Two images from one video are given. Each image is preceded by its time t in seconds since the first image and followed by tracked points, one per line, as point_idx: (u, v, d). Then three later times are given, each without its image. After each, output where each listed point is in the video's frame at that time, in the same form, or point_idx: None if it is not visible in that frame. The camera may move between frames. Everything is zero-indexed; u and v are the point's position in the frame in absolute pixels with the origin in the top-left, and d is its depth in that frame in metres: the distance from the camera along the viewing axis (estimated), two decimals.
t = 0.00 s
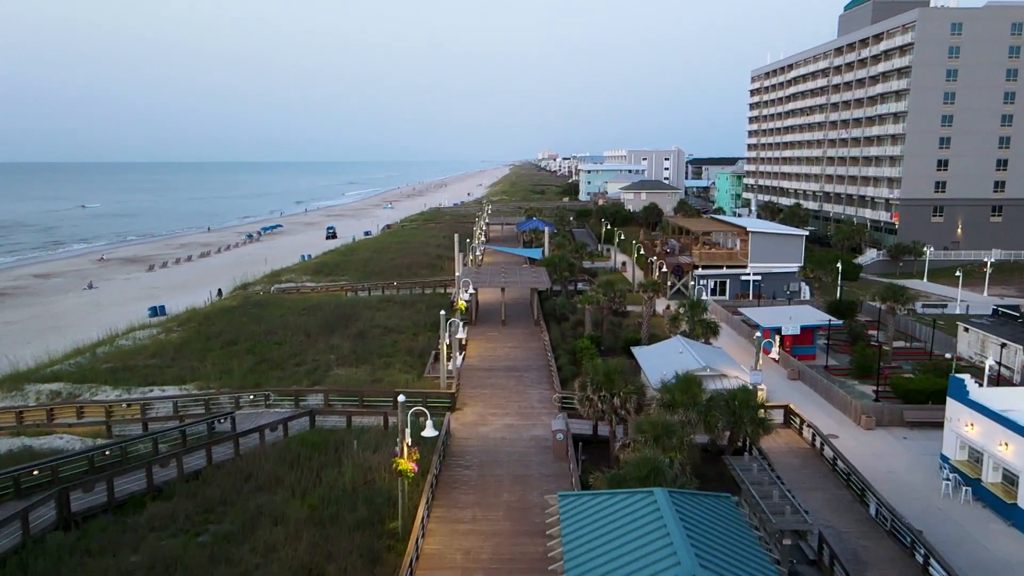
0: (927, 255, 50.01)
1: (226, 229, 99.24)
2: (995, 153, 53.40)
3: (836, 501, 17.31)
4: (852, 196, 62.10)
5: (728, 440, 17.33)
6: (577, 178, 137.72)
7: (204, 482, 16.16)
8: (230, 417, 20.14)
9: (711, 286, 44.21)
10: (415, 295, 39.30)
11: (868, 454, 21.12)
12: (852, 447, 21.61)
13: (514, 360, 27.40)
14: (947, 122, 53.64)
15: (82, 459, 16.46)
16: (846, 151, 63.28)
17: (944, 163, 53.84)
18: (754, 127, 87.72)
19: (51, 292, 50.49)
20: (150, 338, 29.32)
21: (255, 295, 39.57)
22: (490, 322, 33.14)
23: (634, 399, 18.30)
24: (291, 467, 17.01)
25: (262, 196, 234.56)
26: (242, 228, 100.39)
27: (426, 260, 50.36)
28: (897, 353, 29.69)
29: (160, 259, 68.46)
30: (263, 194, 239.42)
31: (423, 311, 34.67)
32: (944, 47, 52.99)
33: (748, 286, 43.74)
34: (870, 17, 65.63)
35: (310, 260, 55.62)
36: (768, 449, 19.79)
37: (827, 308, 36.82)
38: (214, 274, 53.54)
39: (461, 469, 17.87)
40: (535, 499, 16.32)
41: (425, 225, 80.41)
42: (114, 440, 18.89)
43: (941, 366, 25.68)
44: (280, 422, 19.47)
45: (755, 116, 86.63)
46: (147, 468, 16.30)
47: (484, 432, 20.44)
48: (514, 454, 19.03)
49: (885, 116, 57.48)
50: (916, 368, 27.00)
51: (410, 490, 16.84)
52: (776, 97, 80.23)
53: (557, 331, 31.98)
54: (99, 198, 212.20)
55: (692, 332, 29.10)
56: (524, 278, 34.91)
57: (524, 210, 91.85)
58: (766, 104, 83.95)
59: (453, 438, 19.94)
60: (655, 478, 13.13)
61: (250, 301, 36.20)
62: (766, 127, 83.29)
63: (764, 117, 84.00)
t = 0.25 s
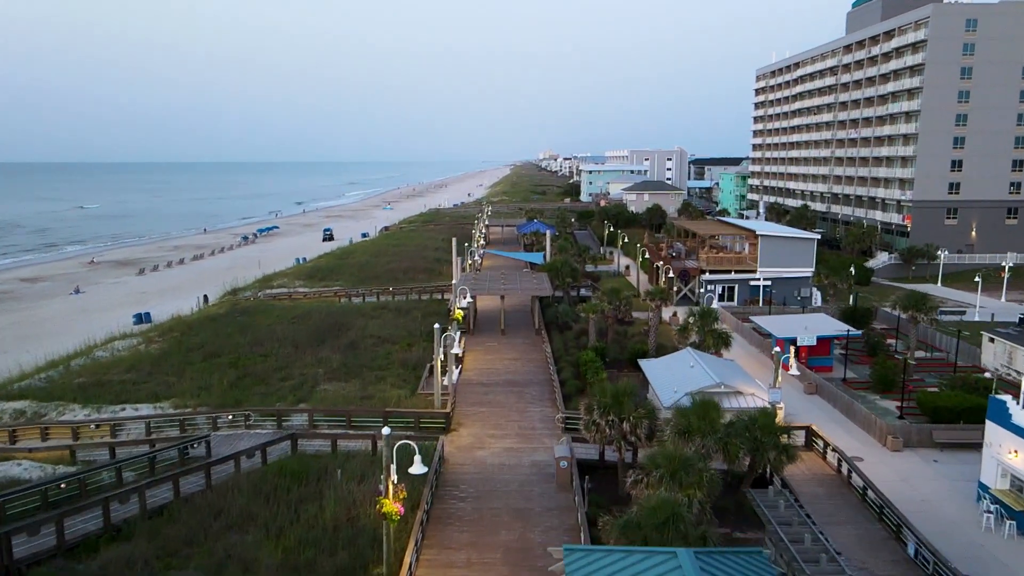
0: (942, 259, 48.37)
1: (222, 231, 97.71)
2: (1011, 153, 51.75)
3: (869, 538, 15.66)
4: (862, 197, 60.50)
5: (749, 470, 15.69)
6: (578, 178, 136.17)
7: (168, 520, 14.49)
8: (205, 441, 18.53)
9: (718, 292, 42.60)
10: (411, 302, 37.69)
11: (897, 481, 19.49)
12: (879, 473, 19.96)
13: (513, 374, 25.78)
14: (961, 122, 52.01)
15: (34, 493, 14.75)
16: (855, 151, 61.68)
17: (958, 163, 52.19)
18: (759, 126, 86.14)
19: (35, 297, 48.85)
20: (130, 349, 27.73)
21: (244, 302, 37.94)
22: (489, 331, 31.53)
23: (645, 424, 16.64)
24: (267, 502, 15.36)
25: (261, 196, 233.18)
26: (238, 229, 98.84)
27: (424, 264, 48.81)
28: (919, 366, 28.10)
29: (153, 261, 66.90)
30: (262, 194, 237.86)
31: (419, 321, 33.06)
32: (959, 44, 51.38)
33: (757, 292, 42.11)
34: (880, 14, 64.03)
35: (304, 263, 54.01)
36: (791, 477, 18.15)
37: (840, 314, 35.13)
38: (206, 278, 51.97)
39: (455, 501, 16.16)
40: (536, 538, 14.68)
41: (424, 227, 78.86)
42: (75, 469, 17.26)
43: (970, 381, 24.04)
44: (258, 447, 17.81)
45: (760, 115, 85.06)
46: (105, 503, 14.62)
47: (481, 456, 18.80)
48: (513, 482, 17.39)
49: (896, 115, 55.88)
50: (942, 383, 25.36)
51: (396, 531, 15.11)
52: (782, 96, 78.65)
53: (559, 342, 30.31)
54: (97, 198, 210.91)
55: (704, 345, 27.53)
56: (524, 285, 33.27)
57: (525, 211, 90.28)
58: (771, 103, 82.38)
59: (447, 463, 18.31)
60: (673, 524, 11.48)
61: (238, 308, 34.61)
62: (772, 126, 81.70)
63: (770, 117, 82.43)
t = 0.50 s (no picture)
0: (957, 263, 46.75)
1: (218, 232, 96.14)
2: None
3: None
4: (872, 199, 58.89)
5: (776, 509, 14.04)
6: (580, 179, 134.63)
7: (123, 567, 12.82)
8: (174, 470, 16.90)
9: (727, 298, 40.96)
10: (406, 310, 36.09)
11: (932, 511, 17.85)
12: (912, 502, 18.30)
13: (513, 390, 24.17)
14: (976, 121, 50.41)
15: None
16: (865, 152, 60.11)
17: (973, 164, 50.55)
18: (765, 126, 84.60)
19: (19, 302, 47.24)
20: (105, 362, 26.12)
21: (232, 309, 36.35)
22: (488, 342, 29.91)
23: (658, 455, 14.97)
24: (236, 544, 13.70)
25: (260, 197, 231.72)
26: (234, 231, 97.25)
27: (421, 268, 47.22)
28: (944, 380, 26.50)
29: (144, 264, 65.29)
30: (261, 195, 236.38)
31: (414, 331, 31.47)
32: (973, 41, 49.82)
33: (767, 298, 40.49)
34: (890, 11, 62.50)
35: (299, 267, 52.45)
36: (817, 510, 16.50)
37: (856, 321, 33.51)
38: (196, 282, 50.36)
39: (449, 543, 14.47)
40: None
41: (422, 229, 77.29)
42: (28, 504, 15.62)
43: (1003, 399, 22.43)
44: (231, 479, 16.16)
45: (766, 115, 83.51)
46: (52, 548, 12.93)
47: (477, 486, 17.15)
48: (513, 517, 15.72)
49: (908, 114, 54.32)
50: (972, 401, 23.75)
51: None
52: (789, 95, 77.09)
53: (562, 353, 28.68)
54: (95, 199, 209.49)
55: (717, 361, 25.82)
56: (525, 293, 31.67)
57: (525, 213, 88.70)
58: (777, 102, 80.85)
59: (440, 495, 16.66)
60: None
61: (225, 316, 33.04)
62: (778, 126, 80.16)
63: (776, 116, 80.91)
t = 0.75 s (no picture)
0: (973, 268, 45.11)
1: (213, 234, 94.59)
2: None
3: None
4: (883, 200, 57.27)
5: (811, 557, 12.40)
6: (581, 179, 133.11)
7: None
8: (138, 506, 15.30)
9: (736, 305, 39.25)
10: (401, 318, 34.48)
11: (975, 547, 16.20)
12: (950, 535, 16.66)
13: (512, 407, 22.57)
14: (992, 120, 48.74)
15: None
16: (876, 152, 58.50)
17: (989, 165, 48.84)
18: (770, 126, 83.01)
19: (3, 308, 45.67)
20: (78, 376, 24.52)
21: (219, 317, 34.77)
22: (486, 352, 28.29)
23: (675, 493, 13.32)
24: None
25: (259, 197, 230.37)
26: (229, 232, 95.73)
27: (418, 273, 45.63)
28: (972, 395, 24.89)
29: (135, 267, 63.69)
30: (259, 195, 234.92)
31: (408, 341, 29.88)
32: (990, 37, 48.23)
33: (777, 304, 38.90)
34: (901, 7, 60.89)
35: (292, 271, 50.88)
36: (850, 552, 14.87)
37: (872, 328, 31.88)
38: (186, 286, 48.77)
39: None
40: None
41: (421, 230, 75.73)
42: None
43: None
44: (197, 517, 14.56)
45: (771, 114, 81.99)
46: None
47: (474, 522, 15.49)
48: (514, 559, 14.08)
49: (921, 113, 52.79)
50: (1007, 421, 22.13)
51: None
52: (796, 94, 75.57)
53: (564, 366, 27.06)
54: (92, 199, 208.09)
55: (730, 376, 24.21)
56: (526, 301, 30.09)
57: (526, 214, 87.14)
58: (783, 101, 79.27)
59: (432, 533, 14.99)
60: None
61: (210, 325, 31.46)
62: (784, 125, 78.57)
63: (782, 115, 79.34)
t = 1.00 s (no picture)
0: (991, 273, 43.48)
1: (208, 235, 92.96)
2: None
3: None
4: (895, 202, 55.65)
5: None
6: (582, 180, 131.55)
7: None
8: (94, 548, 13.65)
9: (746, 312, 37.80)
10: (396, 328, 32.86)
11: None
12: None
13: (512, 428, 20.96)
14: (1009, 119, 47.02)
15: None
16: (887, 152, 56.95)
17: (1006, 165, 47.10)
18: (776, 126, 81.44)
19: None
20: (47, 392, 22.90)
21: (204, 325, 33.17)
22: (484, 366, 26.69)
23: (697, 542, 11.65)
24: None
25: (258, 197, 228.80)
26: (225, 234, 94.11)
27: (415, 277, 44.02)
28: (1007, 415, 23.21)
29: (126, 270, 62.05)
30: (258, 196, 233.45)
31: (403, 353, 28.26)
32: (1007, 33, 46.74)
33: (789, 312, 37.33)
34: (913, 4, 59.40)
35: (286, 275, 49.29)
36: None
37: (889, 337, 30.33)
38: (175, 290, 47.15)
39: None
40: None
41: (419, 232, 74.12)
42: None
43: None
44: (157, 564, 12.91)
45: (776, 114, 80.44)
46: None
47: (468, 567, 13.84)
48: None
49: (935, 112, 51.24)
50: None
51: None
52: (802, 93, 74.02)
53: (567, 380, 25.43)
54: (90, 199, 206.58)
55: (748, 394, 22.64)
56: (527, 311, 28.49)
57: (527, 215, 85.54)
58: (790, 101, 77.74)
59: None
60: None
61: (194, 335, 29.85)
62: (791, 126, 77.02)
63: (788, 115, 77.79)
